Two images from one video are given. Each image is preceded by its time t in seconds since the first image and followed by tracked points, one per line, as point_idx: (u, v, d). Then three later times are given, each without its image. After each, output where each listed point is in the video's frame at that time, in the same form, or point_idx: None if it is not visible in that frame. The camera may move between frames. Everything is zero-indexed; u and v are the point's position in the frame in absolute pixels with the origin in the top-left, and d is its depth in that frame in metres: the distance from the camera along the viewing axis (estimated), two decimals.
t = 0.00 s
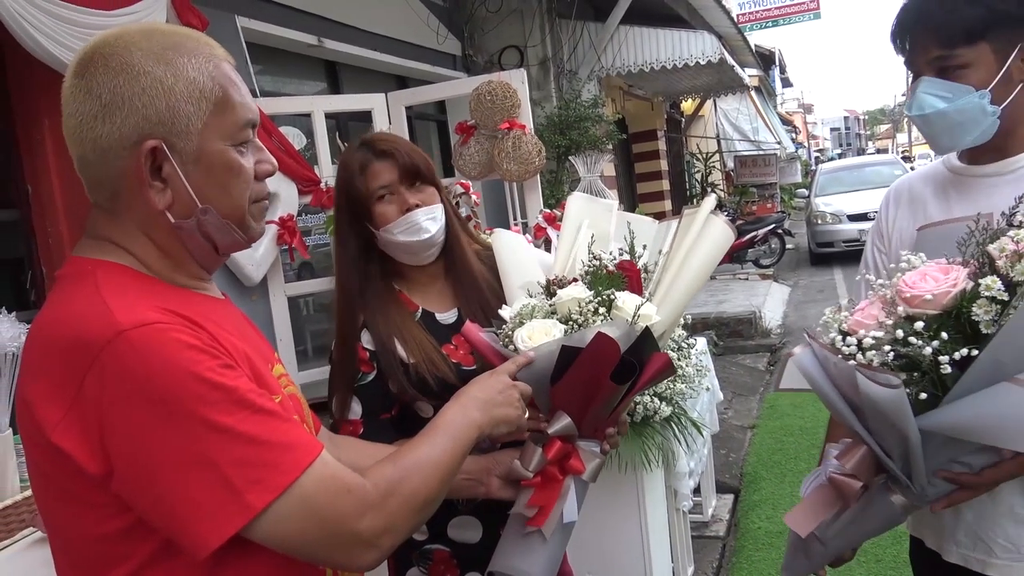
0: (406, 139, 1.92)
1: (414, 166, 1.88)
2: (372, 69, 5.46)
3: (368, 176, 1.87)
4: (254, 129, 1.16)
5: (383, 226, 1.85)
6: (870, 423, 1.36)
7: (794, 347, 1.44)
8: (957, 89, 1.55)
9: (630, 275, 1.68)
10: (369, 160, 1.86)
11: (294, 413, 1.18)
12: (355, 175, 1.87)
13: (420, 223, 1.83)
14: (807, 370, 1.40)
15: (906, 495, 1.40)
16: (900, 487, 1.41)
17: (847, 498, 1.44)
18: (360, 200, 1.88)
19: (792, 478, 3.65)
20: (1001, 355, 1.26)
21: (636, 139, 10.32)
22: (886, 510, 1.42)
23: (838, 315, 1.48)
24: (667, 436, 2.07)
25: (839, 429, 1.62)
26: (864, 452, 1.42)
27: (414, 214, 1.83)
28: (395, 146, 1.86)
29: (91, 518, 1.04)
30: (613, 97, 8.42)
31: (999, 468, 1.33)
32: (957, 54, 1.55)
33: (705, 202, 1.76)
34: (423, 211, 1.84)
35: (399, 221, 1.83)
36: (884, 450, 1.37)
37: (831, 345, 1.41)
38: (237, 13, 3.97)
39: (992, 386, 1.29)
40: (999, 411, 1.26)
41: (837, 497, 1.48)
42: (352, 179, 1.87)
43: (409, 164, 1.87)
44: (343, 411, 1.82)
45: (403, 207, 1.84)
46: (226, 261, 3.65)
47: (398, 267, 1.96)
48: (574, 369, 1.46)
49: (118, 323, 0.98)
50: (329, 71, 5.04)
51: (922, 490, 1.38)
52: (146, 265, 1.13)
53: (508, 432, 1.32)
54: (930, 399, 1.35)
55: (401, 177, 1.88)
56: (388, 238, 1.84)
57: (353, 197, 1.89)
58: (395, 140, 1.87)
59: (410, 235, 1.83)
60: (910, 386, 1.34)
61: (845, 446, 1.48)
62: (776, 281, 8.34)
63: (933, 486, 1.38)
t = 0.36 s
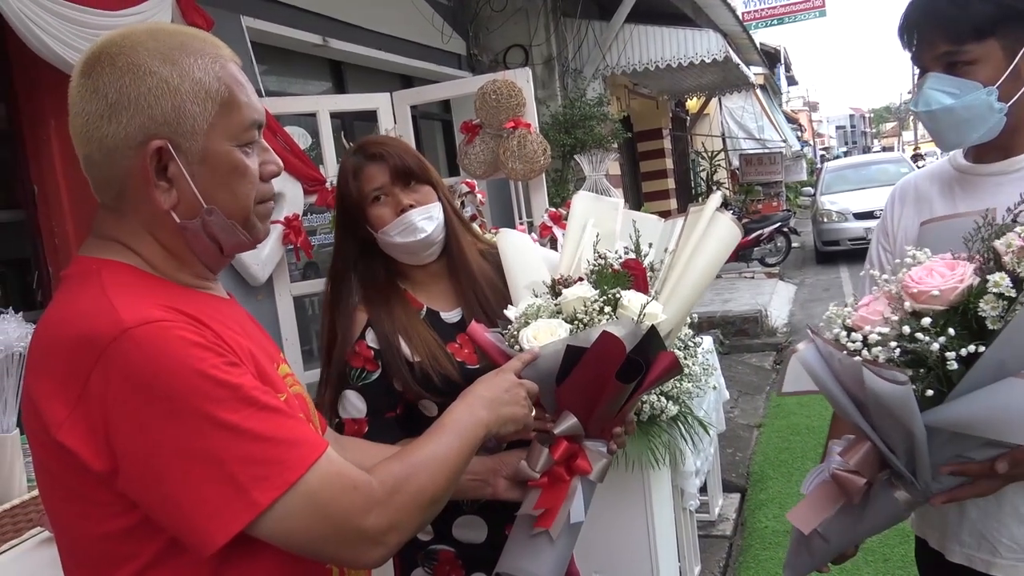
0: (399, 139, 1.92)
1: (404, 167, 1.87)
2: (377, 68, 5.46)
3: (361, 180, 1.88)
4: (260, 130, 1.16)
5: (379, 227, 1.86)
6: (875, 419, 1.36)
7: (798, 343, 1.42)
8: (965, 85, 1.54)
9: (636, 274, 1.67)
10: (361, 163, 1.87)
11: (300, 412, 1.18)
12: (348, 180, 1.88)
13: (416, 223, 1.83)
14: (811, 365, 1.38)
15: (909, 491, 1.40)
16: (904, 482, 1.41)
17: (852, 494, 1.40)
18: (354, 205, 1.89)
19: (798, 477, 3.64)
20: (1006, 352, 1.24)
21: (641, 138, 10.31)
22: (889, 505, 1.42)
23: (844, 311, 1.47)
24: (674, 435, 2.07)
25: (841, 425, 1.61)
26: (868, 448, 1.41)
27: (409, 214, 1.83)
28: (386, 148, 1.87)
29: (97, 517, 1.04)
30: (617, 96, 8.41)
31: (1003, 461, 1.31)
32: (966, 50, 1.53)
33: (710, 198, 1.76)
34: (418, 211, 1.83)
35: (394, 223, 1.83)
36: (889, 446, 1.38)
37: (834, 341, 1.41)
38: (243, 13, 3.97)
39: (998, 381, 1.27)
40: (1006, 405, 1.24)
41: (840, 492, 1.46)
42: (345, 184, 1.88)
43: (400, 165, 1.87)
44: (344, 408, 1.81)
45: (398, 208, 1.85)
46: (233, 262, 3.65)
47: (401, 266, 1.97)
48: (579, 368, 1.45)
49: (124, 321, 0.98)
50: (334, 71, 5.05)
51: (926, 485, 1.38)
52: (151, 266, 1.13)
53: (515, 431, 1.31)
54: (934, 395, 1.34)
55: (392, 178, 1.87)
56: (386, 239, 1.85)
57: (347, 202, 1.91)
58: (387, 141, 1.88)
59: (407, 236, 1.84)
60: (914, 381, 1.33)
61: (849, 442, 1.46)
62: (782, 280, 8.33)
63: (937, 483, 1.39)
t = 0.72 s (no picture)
0: (407, 136, 1.91)
1: (412, 165, 1.87)
2: (381, 67, 5.46)
3: (370, 178, 1.87)
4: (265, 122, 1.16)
5: (388, 225, 1.86)
6: (884, 416, 1.35)
7: (806, 338, 1.41)
8: (972, 79, 1.53)
9: (643, 271, 1.66)
10: (370, 161, 1.86)
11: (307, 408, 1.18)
12: (356, 178, 1.87)
13: (424, 221, 1.83)
14: (819, 361, 1.37)
15: (919, 490, 1.40)
16: (913, 481, 1.40)
17: (858, 492, 1.40)
18: (364, 203, 1.89)
19: (805, 475, 3.63)
20: (1014, 345, 1.24)
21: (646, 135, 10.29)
22: (898, 505, 1.41)
23: (853, 308, 1.46)
24: (681, 432, 2.07)
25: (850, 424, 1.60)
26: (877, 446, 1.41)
27: (419, 213, 1.82)
28: (395, 147, 1.86)
29: (108, 515, 1.04)
30: (622, 94, 8.40)
31: (1010, 456, 1.32)
32: (975, 44, 1.52)
33: (718, 196, 1.76)
34: (428, 210, 1.83)
35: (404, 220, 1.83)
36: (898, 444, 1.37)
37: (843, 337, 1.40)
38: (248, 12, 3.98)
39: (1005, 375, 1.27)
40: (1014, 400, 1.23)
41: (849, 492, 1.46)
42: (354, 182, 1.88)
43: (408, 164, 1.87)
44: (352, 406, 1.81)
45: (406, 206, 1.84)
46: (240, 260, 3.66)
47: (407, 264, 1.96)
48: (586, 363, 1.45)
49: (133, 318, 0.98)
50: (339, 70, 5.05)
51: (936, 485, 1.37)
52: (160, 262, 1.13)
53: (522, 427, 1.31)
54: (942, 389, 1.33)
55: (401, 177, 1.87)
56: (394, 237, 1.85)
57: (357, 200, 1.90)
58: (397, 140, 1.87)
59: (415, 234, 1.83)
60: (923, 375, 1.32)
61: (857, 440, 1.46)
62: (787, 278, 8.31)
63: (947, 483, 1.38)
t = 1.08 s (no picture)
0: (435, 137, 1.89)
1: (446, 169, 1.87)
2: (387, 65, 5.46)
3: (400, 174, 1.84)
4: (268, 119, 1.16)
5: (411, 225, 1.85)
6: (895, 416, 1.35)
7: (817, 338, 1.41)
8: (979, 77, 1.53)
9: (651, 268, 1.67)
10: (402, 158, 1.83)
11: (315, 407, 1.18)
12: (387, 172, 1.83)
13: (450, 224, 1.84)
14: (829, 360, 1.37)
15: (928, 490, 1.39)
16: (923, 482, 1.40)
17: (868, 493, 1.38)
18: (390, 196, 1.85)
19: (812, 473, 3.63)
20: None
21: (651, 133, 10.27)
22: (908, 504, 1.41)
23: (865, 308, 1.46)
24: (687, 431, 2.07)
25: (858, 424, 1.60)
26: (888, 446, 1.40)
27: (445, 216, 1.84)
28: (428, 145, 1.83)
29: (114, 511, 1.05)
30: (628, 92, 8.39)
31: None
32: (981, 41, 1.52)
33: (725, 194, 1.76)
34: (454, 213, 1.85)
35: (429, 221, 1.83)
36: (909, 444, 1.36)
37: (856, 337, 1.40)
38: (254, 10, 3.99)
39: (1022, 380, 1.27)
40: None
41: (857, 491, 1.45)
42: (383, 175, 1.83)
43: (441, 166, 1.86)
44: (360, 405, 1.81)
45: (434, 207, 1.84)
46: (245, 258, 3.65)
47: (416, 262, 1.95)
48: (596, 362, 1.44)
49: (137, 316, 0.99)
50: (345, 68, 5.05)
51: (946, 485, 1.37)
52: (166, 261, 1.13)
53: (527, 429, 1.31)
54: (956, 393, 1.33)
55: (432, 178, 1.87)
56: (418, 237, 1.85)
57: (379, 194, 1.86)
58: (427, 140, 1.84)
59: (439, 237, 1.84)
60: (938, 378, 1.33)
61: (868, 440, 1.45)
62: (794, 276, 8.29)
63: (956, 482, 1.39)
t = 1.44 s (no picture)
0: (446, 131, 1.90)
1: (459, 162, 1.88)
2: (390, 63, 5.46)
3: (412, 166, 1.85)
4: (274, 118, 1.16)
5: (421, 218, 1.85)
6: (904, 408, 1.35)
7: (827, 329, 1.41)
8: (982, 73, 1.53)
9: (660, 266, 1.67)
10: (414, 151, 1.84)
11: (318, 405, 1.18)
12: (400, 165, 1.84)
13: (461, 217, 1.84)
14: (839, 352, 1.36)
15: (935, 482, 1.39)
16: (929, 474, 1.40)
17: (874, 484, 1.38)
18: (402, 189, 1.85)
19: (817, 470, 3.62)
20: None
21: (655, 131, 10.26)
22: (915, 500, 1.41)
23: (875, 299, 1.46)
24: (692, 428, 2.07)
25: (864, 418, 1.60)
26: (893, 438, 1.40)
27: (456, 208, 1.83)
28: (441, 139, 1.85)
29: (119, 507, 1.05)
30: (631, 89, 8.37)
31: None
32: (985, 37, 1.51)
33: (735, 191, 1.75)
34: (465, 206, 1.84)
35: (440, 214, 1.83)
36: (917, 437, 1.36)
37: (866, 327, 1.40)
38: (258, 9, 3.99)
39: None
40: None
41: (864, 484, 1.45)
42: (397, 168, 1.84)
43: (453, 159, 1.87)
44: (366, 402, 1.81)
45: (446, 200, 1.84)
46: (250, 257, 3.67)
47: (424, 259, 1.96)
48: (600, 361, 1.45)
49: (143, 313, 0.99)
50: (348, 67, 5.06)
51: (953, 478, 1.37)
52: (172, 258, 1.14)
53: (531, 426, 1.32)
54: (967, 384, 1.33)
55: (444, 170, 1.88)
56: (429, 229, 1.84)
57: (393, 187, 1.86)
58: (439, 134, 1.86)
59: (450, 229, 1.84)
60: (949, 369, 1.33)
61: (874, 431, 1.45)
62: (798, 273, 8.27)
63: (964, 476, 1.39)
